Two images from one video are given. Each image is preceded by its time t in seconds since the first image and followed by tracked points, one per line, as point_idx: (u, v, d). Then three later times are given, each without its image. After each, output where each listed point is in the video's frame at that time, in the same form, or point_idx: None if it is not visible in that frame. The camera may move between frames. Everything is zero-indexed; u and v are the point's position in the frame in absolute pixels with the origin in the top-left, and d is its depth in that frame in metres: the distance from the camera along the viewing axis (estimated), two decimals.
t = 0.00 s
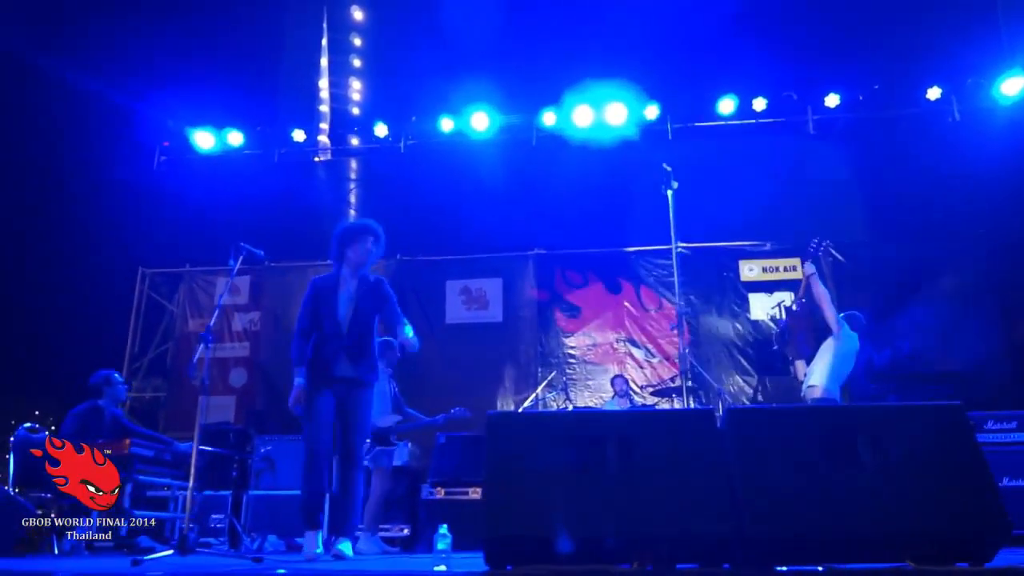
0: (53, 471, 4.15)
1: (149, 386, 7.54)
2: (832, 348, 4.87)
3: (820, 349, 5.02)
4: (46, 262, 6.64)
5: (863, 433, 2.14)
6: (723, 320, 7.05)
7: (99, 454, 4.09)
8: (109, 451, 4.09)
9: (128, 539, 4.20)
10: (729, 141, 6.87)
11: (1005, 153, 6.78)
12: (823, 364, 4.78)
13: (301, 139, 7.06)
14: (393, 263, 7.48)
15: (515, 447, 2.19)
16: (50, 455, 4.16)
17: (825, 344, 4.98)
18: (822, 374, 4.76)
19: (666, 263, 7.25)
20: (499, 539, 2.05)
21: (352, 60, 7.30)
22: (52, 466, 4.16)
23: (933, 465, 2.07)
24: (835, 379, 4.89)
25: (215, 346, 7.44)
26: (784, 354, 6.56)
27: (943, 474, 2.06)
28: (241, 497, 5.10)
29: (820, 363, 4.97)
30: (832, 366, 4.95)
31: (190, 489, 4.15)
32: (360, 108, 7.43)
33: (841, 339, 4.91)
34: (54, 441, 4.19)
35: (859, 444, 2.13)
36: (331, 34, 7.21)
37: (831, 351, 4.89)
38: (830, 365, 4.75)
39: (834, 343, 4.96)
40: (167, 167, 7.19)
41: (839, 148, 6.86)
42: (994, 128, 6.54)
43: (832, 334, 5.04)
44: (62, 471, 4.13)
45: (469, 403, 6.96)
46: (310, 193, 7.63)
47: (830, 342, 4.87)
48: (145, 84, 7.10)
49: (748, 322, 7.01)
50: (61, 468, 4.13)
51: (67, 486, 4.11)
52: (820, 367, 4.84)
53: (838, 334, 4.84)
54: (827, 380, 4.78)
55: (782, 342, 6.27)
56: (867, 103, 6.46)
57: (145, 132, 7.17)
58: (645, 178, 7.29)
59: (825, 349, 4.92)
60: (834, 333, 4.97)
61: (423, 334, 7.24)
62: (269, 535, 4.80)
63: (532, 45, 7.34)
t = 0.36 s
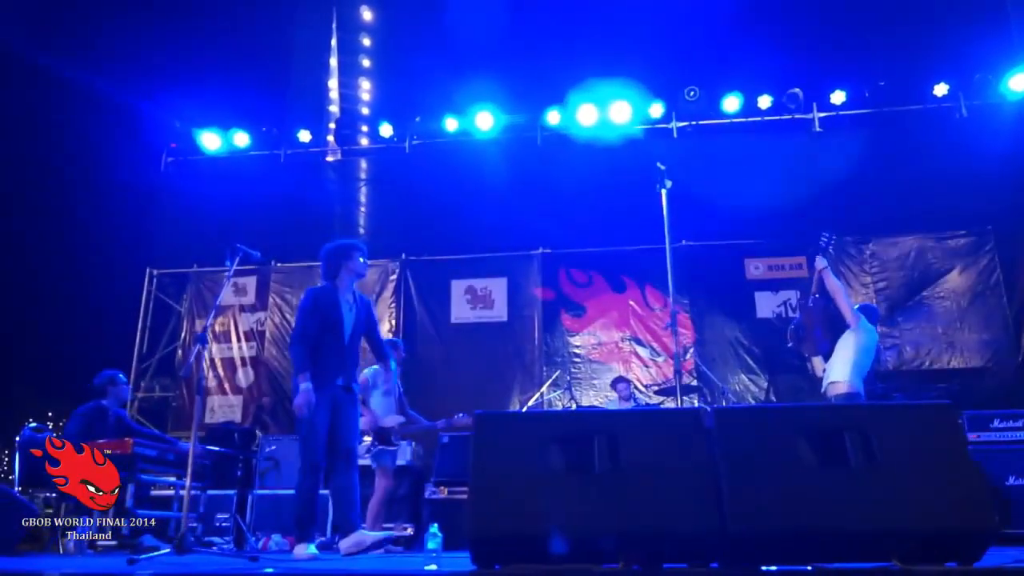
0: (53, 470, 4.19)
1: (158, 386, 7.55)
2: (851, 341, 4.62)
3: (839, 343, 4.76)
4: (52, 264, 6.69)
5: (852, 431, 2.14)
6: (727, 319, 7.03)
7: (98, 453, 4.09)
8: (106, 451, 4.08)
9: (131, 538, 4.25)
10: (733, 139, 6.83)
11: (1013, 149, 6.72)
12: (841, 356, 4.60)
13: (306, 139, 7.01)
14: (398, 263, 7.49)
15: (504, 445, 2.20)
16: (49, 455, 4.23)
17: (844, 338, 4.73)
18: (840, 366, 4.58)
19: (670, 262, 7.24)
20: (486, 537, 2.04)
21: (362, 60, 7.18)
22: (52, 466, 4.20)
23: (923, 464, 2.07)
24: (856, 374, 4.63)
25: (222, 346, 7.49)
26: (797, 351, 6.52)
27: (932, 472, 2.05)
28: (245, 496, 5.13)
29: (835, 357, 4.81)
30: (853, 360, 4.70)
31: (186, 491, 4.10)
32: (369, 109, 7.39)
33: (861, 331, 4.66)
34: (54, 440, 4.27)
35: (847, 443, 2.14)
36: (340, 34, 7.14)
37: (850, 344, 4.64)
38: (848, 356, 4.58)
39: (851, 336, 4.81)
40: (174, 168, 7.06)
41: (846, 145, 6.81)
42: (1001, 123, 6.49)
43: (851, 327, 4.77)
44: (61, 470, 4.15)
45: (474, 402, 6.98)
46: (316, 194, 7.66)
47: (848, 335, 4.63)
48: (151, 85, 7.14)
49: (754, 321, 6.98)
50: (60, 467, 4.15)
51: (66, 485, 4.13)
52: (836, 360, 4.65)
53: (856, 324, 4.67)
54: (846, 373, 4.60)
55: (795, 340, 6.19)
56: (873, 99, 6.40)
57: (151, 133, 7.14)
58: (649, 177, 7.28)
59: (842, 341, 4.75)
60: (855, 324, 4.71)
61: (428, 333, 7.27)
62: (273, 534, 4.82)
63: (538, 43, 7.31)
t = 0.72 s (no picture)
0: (54, 470, 4.25)
1: (159, 386, 7.57)
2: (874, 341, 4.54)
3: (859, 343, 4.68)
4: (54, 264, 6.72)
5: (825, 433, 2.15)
6: (727, 319, 7.02)
7: (100, 454, 4.07)
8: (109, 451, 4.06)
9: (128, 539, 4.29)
10: (733, 140, 6.85)
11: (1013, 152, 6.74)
12: (862, 353, 4.54)
13: (307, 142, 7.10)
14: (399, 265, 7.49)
15: (486, 446, 2.22)
16: (48, 456, 4.30)
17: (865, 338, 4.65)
18: (861, 363, 4.52)
19: (670, 263, 7.24)
20: (467, 538, 2.05)
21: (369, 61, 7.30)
22: (52, 466, 4.26)
23: (899, 465, 2.06)
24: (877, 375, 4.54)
25: (224, 346, 7.53)
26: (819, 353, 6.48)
27: (905, 471, 2.05)
28: (242, 497, 5.15)
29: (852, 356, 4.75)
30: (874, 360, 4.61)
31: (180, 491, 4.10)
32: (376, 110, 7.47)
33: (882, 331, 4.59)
34: (53, 441, 4.35)
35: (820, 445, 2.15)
36: (347, 34, 7.23)
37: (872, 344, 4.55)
38: (869, 353, 4.52)
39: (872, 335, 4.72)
40: (176, 169, 7.36)
41: (847, 147, 6.79)
42: (1001, 125, 6.51)
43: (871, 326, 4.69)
44: (60, 471, 4.21)
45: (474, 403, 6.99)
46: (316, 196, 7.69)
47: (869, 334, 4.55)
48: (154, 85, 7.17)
49: (754, 322, 6.97)
50: (60, 468, 4.21)
51: (67, 485, 4.14)
52: (858, 355, 4.60)
53: (877, 320, 4.66)
54: (867, 370, 4.53)
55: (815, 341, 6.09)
56: (873, 101, 6.43)
57: (154, 134, 7.30)
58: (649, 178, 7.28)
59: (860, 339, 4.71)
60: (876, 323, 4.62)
61: (428, 334, 7.28)
62: (270, 535, 4.84)
63: (540, 44, 7.31)
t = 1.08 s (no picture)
0: (54, 469, 4.28)
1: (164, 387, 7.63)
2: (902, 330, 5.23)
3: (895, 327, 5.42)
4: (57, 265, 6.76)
5: (805, 432, 2.14)
6: (728, 319, 7.01)
7: (98, 453, 4.10)
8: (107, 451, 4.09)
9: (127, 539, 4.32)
10: (735, 140, 6.83)
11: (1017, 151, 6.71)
12: (897, 346, 5.21)
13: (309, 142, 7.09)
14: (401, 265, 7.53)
15: (477, 443, 2.22)
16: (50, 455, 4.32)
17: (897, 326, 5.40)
18: (901, 355, 5.17)
19: (672, 263, 7.24)
20: (457, 537, 2.07)
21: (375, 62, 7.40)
22: (52, 465, 4.28)
23: (879, 464, 2.06)
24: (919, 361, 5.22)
25: (227, 347, 7.57)
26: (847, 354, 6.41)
27: (885, 472, 2.05)
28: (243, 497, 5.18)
29: (890, 353, 5.31)
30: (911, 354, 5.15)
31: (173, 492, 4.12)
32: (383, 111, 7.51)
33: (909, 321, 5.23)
34: (54, 440, 4.37)
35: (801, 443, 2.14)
36: (353, 36, 7.46)
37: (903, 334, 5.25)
38: (903, 343, 5.22)
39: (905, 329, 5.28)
40: (179, 171, 7.35)
41: (850, 146, 6.78)
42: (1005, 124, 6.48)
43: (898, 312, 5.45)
44: (61, 471, 4.22)
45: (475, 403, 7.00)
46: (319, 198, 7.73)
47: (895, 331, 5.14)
48: (158, 87, 7.21)
49: (756, 322, 6.96)
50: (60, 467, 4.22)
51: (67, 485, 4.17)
52: (895, 346, 5.15)
53: (902, 313, 5.26)
54: (908, 358, 5.19)
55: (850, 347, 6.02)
56: (876, 99, 6.41)
57: (156, 137, 7.29)
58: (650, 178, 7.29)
59: (889, 333, 5.33)
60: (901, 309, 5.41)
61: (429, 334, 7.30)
62: (270, 535, 4.87)
63: (542, 45, 7.32)
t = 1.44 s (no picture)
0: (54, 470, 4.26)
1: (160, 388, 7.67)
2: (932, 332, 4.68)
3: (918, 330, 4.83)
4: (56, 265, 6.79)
5: (768, 437, 2.21)
6: (723, 321, 7.03)
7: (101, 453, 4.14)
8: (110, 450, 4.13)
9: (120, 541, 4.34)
10: (729, 143, 6.78)
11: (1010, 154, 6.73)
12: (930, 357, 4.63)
13: (307, 145, 7.13)
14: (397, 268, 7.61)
15: (464, 447, 2.30)
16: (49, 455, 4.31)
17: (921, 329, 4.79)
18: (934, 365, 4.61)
19: (667, 265, 7.26)
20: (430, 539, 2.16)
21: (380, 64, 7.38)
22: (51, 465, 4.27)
23: (840, 467, 2.12)
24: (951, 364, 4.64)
25: (224, 349, 7.61)
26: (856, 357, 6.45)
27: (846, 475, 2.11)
28: (235, 498, 5.20)
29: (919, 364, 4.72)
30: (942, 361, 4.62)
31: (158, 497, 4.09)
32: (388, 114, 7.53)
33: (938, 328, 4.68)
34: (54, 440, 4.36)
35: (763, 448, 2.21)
36: (356, 38, 7.36)
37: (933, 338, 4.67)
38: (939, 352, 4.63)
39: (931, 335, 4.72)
40: (178, 173, 7.43)
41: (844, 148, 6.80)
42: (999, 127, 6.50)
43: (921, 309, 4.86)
44: (61, 471, 4.22)
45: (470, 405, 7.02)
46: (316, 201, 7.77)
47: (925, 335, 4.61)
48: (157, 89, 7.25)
49: (750, 325, 6.97)
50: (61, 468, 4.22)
51: (68, 485, 4.19)
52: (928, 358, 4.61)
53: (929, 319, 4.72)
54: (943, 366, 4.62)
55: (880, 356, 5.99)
56: (874, 100, 6.37)
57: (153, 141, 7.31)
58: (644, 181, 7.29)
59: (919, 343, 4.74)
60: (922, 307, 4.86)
61: (424, 336, 7.32)
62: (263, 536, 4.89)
63: (541, 46, 7.31)
